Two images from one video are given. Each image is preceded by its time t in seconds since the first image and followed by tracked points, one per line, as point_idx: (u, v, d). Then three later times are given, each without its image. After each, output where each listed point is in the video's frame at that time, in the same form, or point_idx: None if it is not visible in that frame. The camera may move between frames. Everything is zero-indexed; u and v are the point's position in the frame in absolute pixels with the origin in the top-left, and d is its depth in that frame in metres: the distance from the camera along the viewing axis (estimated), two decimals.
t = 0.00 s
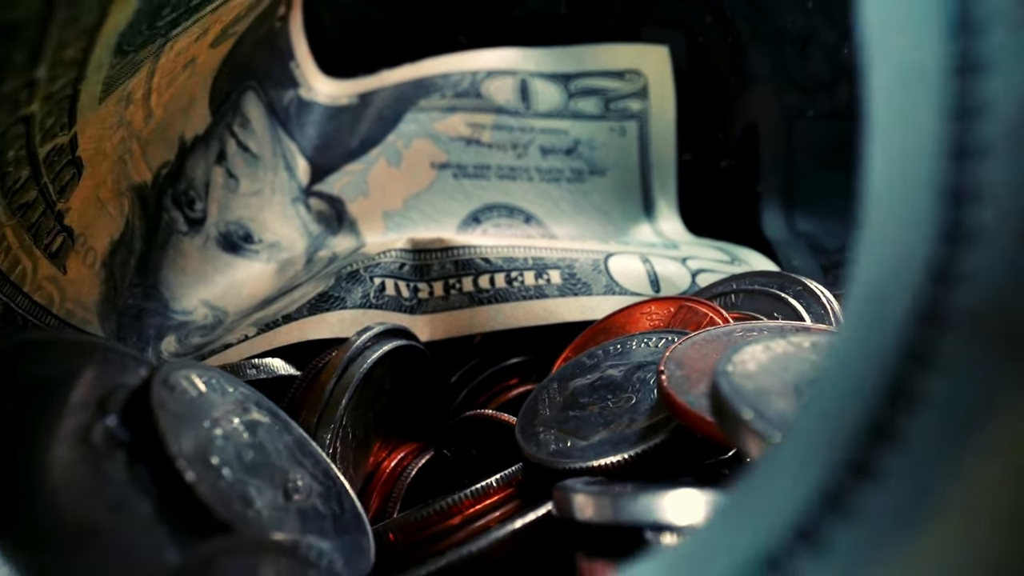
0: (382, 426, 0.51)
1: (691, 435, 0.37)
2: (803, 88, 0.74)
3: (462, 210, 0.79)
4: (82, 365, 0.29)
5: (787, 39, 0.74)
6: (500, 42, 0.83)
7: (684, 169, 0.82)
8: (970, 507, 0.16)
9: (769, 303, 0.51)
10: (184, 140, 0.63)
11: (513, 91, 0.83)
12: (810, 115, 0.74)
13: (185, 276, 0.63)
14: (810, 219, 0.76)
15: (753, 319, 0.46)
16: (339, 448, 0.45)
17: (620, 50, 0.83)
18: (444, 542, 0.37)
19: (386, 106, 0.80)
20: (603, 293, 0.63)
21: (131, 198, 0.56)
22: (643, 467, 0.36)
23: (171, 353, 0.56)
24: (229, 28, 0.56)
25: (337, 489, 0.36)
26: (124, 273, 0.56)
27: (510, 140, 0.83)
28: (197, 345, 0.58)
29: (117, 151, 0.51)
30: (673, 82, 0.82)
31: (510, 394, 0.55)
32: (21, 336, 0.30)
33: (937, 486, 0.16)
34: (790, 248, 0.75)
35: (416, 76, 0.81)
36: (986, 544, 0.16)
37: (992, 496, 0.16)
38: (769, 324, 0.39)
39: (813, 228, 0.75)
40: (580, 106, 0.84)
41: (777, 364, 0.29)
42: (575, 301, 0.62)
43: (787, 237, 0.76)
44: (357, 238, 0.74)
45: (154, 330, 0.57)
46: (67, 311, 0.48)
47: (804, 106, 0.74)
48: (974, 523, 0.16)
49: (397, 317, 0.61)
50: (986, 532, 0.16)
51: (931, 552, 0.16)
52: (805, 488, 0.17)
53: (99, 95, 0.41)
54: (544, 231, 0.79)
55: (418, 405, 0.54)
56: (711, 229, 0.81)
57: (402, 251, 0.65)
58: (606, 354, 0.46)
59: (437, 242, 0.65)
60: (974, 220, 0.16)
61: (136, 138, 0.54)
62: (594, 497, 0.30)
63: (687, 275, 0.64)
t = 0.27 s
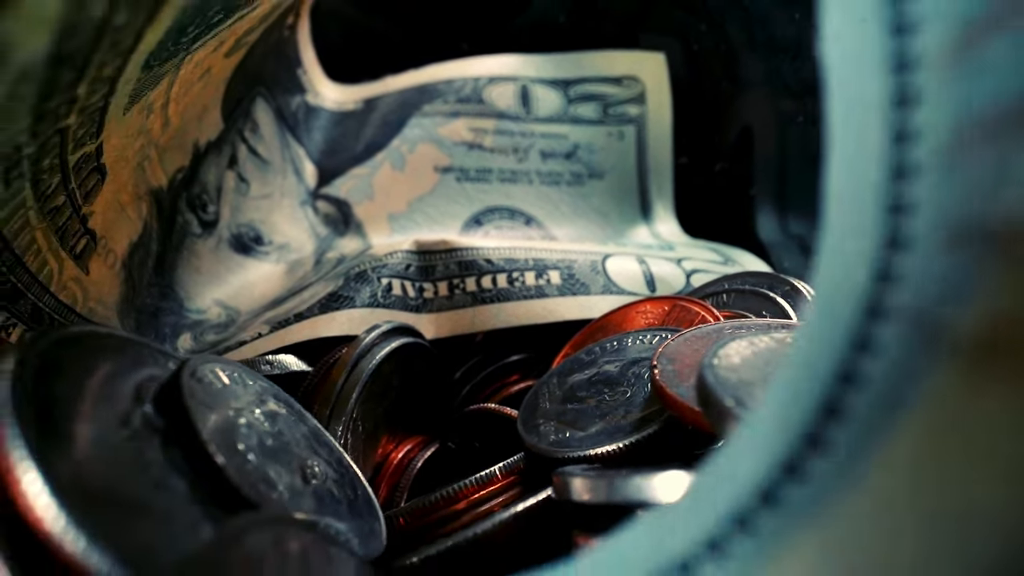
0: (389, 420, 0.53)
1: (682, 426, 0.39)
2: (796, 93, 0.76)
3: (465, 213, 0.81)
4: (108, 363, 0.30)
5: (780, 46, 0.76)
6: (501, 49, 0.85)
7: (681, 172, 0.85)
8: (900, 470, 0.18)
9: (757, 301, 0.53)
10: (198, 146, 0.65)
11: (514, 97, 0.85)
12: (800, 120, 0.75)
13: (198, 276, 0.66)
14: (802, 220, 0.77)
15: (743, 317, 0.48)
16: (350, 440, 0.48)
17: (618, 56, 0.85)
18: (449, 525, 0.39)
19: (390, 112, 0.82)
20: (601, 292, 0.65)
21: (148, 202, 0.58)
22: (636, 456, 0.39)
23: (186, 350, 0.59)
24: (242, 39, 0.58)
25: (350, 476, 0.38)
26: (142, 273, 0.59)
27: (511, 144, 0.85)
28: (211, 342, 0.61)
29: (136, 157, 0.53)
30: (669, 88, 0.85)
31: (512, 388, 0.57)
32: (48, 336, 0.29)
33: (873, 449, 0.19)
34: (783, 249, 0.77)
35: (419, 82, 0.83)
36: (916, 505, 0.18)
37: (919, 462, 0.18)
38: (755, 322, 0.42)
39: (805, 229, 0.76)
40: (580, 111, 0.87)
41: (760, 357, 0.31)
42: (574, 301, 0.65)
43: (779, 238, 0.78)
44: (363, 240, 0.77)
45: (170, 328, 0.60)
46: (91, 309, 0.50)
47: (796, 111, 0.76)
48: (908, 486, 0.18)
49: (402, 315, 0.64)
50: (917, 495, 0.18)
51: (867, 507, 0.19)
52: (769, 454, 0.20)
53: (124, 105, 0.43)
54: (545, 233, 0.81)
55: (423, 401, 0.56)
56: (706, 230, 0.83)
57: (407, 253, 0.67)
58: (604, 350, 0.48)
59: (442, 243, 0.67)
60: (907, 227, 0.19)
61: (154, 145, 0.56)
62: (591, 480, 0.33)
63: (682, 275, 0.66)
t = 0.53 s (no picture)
0: (396, 415, 0.55)
1: (675, 419, 0.41)
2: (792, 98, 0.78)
3: (468, 215, 0.84)
4: (138, 360, 0.32)
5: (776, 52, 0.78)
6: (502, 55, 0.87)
7: (678, 175, 0.87)
8: (856, 455, 0.19)
9: (749, 300, 0.56)
10: (210, 151, 0.67)
11: (515, 102, 0.87)
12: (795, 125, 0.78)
13: (210, 277, 0.68)
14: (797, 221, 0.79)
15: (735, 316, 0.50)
16: (360, 433, 0.50)
17: (616, 62, 0.87)
18: (453, 512, 0.41)
19: (394, 117, 0.85)
20: (599, 292, 0.68)
21: (164, 205, 0.61)
22: (631, 446, 0.41)
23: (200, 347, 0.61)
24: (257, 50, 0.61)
25: (362, 465, 0.41)
26: (157, 274, 0.61)
27: (513, 147, 0.87)
28: (224, 340, 0.63)
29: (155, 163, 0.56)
30: (666, 93, 0.87)
31: (514, 384, 0.59)
32: (82, 336, 0.30)
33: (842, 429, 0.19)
34: (777, 251, 0.79)
35: (423, 87, 0.85)
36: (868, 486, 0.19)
37: (886, 440, 0.19)
38: (744, 319, 0.44)
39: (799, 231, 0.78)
40: (579, 115, 0.89)
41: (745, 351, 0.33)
42: (573, 300, 0.67)
43: (773, 239, 0.80)
44: (369, 242, 0.79)
45: (185, 326, 0.62)
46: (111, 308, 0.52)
47: (791, 116, 0.78)
48: (862, 470, 0.19)
49: (408, 314, 0.66)
50: (869, 477, 0.19)
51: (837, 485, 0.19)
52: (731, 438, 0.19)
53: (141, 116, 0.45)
54: (545, 234, 0.83)
55: (427, 395, 0.59)
56: (702, 231, 0.86)
57: (412, 254, 0.70)
58: (601, 347, 0.50)
59: (446, 245, 0.70)
60: (870, 211, 0.19)
61: (171, 151, 0.59)
62: (587, 467, 0.35)
63: (678, 275, 0.68)
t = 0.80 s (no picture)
0: (400, 410, 0.58)
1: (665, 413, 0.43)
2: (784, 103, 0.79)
3: (469, 217, 0.86)
4: (160, 355, 0.34)
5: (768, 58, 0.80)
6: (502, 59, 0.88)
7: (674, 178, 0.89)
8: (814, 461, 0.19)
9: (740, 300, 0.58)
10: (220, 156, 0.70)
11: (515, 106, 0.89)
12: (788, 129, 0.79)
13: (220, 277, 0.71)
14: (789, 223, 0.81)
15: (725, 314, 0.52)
16: (367, 426, 0.52)
17: (613, 67, 0.89)
18: (455, 500, 0.44)
19: (397, 121, 0.87)
20: (596, 291, 0.70)
21: (176, 209, 0.63)
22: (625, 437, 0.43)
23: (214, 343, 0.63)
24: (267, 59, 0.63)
25: (370, 455, 0.43)
26: (170, 275, 0.63)
27: (513, 151, 0.89)
28: (235, 338, 0.65)
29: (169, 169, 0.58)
30: (662, 97, 0.89)
31: (514, 380, 0.61)
32: (110, 334, 0.32)
33: (815, 421, 0.19)
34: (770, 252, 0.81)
35: (425, 92, 0.87)
36: (830, 490, 0.19)
37: (855, 434, 0.19)
38: (732, 317, 0.46)
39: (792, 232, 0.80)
40: (578, 119, 0.92)
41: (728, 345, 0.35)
42: (571, 300, 0.69)
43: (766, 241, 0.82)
44: (372, 244, 0.81)
45: (196, 324, 0.65)
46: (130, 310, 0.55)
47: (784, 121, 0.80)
48: (820, 474, 0.19)
49: (411, 312, 0.68)
50: (829, 481, 0.19)
51: (807, 480, 0.19)
52: (705, 435, 0.20)
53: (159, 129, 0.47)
54: (545, 236, 0.85)
55: (429, 391, 0.61)
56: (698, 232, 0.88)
57: (416, 254, 0.72)
58: (597, 344, 0.53)
59: (448, 247, 0.72)
60: (834, 214, 0.19)
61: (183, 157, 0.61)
62: (582, 455, 0.37)
63: (672, 275, 0.71)
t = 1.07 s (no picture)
0: (406, 404, 0.60)
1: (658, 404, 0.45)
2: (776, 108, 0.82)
3: (471, 218, 0.88)
4: (185, 347, 0.37)
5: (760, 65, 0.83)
6: (504, 65, 0.89)
7: (668, 180, 0.93)
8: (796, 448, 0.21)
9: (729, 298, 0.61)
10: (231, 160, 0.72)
11: (515, 111, 0.90)
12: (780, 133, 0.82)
13: (231, 277, 0.73)
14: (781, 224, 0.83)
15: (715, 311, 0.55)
16: (375, 418, 0.55)
17: (610, 73, 0.91)
18: (458, 486, 0.46)
19: (400, 126, 0.88)
20: (593, 290, 0.73)
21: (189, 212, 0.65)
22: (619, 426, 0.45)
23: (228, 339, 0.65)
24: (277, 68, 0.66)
25: (377, 445, 0.46)
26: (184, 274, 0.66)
27: (513, 154, 0.91)
28: (247, 335, 0.68)
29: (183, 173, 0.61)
30: (658, 101, 0.92)
31: (514, 375, 0.64)
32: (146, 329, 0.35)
33: (806, 427, 0.21)
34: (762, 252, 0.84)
35: (427, 97, 0.88)
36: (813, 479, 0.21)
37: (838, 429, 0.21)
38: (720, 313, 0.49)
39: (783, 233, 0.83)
40: (577, 123, 0.94)
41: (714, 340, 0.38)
42: (568, 298, 0.72)
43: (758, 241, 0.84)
44: (377, 244, 0.85)
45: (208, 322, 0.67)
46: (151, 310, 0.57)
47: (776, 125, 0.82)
48: (802, 463, 0.21)
49: (416, 309, 0.71)
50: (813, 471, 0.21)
51: (792, 471, 0.21)
52: (683, 418, 0.22)
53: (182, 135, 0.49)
54: (544, 236, 0.89)
55: (434, 387, 0.63)
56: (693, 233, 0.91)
57: (420, 255, 0.75)
58: (593, 341, 0.56)
59: (449, 247, 0.75)
60: (800, 221, 0.21)
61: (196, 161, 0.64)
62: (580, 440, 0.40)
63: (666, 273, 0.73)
